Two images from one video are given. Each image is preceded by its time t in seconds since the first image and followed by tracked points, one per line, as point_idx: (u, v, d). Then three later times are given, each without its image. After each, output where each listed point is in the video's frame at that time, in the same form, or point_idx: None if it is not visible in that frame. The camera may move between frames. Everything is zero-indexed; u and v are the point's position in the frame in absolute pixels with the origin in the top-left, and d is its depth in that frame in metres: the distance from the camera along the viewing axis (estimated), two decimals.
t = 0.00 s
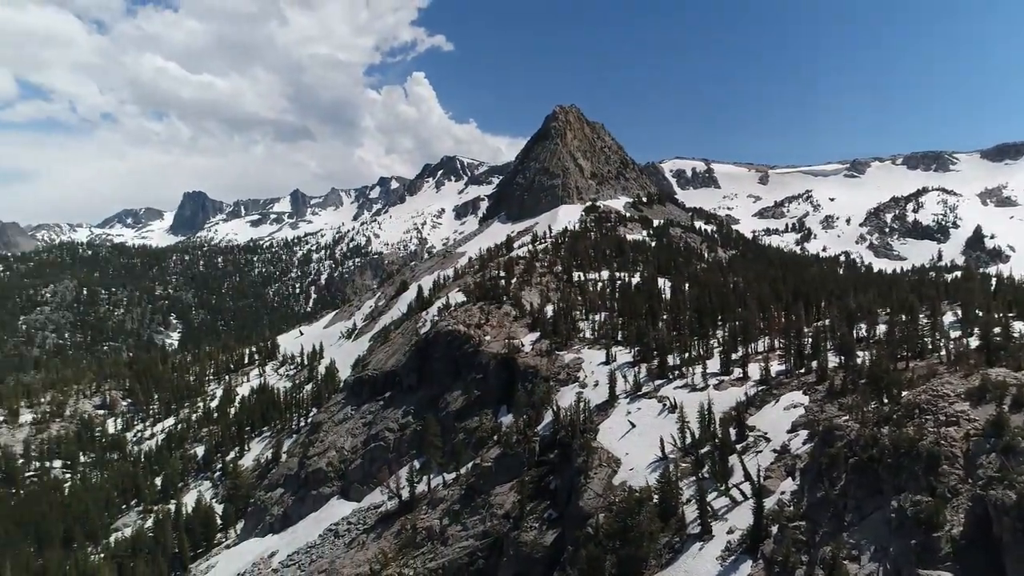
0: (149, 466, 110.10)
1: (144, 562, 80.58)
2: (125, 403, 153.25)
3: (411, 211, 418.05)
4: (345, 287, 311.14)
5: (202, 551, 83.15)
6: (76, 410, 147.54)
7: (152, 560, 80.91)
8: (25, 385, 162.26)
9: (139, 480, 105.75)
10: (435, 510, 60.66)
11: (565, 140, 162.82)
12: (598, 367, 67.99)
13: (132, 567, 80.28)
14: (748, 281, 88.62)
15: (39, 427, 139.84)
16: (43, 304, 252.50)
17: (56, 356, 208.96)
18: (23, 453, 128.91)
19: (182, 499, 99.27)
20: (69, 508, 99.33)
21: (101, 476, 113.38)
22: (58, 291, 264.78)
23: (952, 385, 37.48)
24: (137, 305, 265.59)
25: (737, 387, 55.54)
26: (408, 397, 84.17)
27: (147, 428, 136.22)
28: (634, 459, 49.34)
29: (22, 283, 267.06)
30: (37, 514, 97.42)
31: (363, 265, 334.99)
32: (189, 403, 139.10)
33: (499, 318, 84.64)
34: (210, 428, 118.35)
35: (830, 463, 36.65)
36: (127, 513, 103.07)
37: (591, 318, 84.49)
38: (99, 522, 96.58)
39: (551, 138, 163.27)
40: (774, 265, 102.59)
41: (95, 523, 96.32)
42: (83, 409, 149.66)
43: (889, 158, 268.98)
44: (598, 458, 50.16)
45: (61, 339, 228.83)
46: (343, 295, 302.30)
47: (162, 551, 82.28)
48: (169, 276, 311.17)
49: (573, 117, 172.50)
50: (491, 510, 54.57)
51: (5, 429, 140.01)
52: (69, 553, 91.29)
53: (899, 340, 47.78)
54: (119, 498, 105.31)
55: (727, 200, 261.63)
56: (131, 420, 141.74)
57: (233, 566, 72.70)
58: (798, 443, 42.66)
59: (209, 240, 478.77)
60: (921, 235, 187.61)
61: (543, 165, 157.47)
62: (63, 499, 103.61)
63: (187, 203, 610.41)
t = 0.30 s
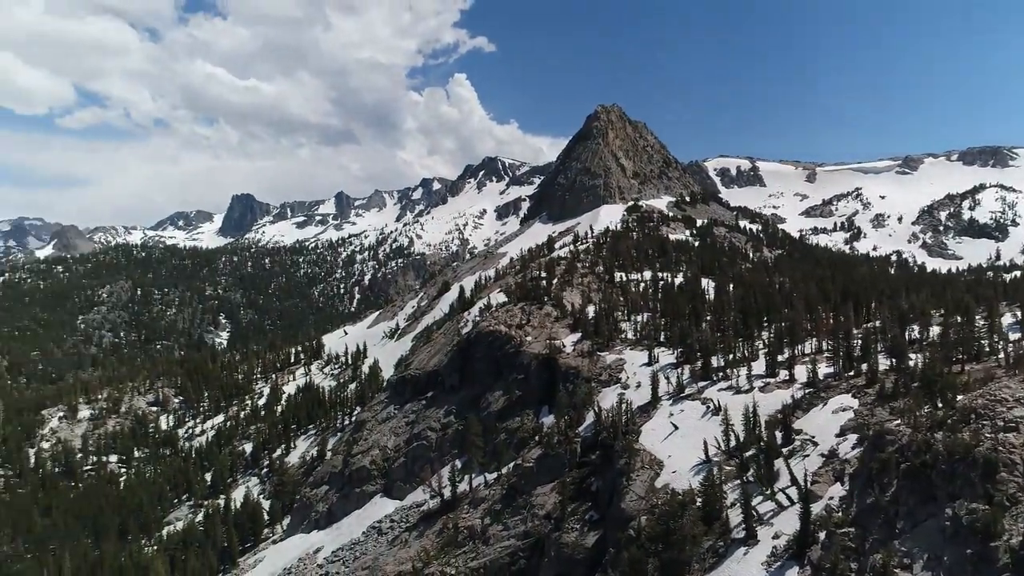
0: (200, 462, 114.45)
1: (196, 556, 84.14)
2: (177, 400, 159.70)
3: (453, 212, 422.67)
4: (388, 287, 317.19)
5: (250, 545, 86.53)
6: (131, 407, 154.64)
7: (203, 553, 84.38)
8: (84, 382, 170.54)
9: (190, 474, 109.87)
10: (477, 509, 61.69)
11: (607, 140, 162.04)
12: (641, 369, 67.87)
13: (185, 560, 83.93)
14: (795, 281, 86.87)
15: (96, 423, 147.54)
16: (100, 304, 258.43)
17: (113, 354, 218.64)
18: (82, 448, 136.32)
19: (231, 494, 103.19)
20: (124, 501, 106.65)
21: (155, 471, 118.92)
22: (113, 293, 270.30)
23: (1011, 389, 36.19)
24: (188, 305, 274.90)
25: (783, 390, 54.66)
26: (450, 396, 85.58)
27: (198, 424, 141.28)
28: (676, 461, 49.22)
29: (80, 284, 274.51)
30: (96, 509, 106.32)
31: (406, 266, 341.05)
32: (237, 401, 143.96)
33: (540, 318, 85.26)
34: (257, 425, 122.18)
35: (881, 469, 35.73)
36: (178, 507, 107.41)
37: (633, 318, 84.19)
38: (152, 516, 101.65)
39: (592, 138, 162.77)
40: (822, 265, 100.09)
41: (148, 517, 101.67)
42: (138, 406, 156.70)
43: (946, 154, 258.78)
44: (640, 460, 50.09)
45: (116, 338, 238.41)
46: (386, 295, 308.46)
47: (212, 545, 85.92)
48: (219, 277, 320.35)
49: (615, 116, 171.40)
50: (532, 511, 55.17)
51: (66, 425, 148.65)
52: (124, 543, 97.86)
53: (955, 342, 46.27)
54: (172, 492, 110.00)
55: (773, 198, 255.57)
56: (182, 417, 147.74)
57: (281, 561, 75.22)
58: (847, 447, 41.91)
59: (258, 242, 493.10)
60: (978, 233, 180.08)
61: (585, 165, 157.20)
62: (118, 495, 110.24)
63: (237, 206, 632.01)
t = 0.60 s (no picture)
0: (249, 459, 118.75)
1: (247, 550, 87.92)
2: (227, 397, 165.56)
3: (495, 213, 425.65)
4: (431, 287, 321.96)
5: (297, 541, 89.67)
6: (185, 402, 160.96)
7: (252, 548, 88.40)
8: (141, 380, 178.04)
9: (240, 471, 114.72)
10: (519, 509, 62.38)
11: (651, 139, 160.53)
12: (685, 370, 67.36)
13: (235, 555, 87.42)
14: (845, 282, 84.67)
15: (152, 418, 153.58)
16: (155, 304, 265.92)
17: (168, 352, 227.64)
18: (138, 442, 141.96)
19: (279, 491, 107.06)
20: (179, 494, 110.55)
21: (207, 465, 123.61)
22: (167, 293, 277.93)
23: None
24: (238, 305, 283.69)
25: (833, 393, 53.52)
26: (493, 396, 86.66)
27: (248, 421, 146.45)
28: (722, 464, 48.84)
29: (137, 284, 282.75)
30: (151, 501, 110.11)
31: (449, 267, 345.85)
32: (285, 400, 148.97)
33: (583, 319, 85.52)
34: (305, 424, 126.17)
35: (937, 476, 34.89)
36: (229, 502, 111.85)
37: (678, 319, 83.47)
38: (204, 511, 105.51)
39: (636, 137, 161.48)
40: (874, 265, 97.10)
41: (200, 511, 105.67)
42: (191, 402, 162.91)
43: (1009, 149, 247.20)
44: (685, 462, 49.79)
45: (170, 336, 247.82)
46: (429, 295, 313.50)
47: (262, 541, 89.22)
48: (268, 277, 327.92)
49: (660, 115, 169.29)
50: (576, 512, 55.52)
51: (123, 421, 154.53)
52: (178, 535, 102.09)
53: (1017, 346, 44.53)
54: (223, 488, 114.50)
55: (823, 196, 248.30)
56: (233, 414, 153.06)
57: (327, 556, 77.83)
58: (901, 453, 40.99)
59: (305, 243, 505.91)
60: None
61: (628, 164, 156.24)
62: (172, 489, 114.09)
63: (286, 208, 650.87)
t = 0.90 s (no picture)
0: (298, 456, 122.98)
1: (298, 544, 91.17)
2: (277, 395, 171.32)
3: (539, 213, 426.80)
4: (476, 288, 325.56)
5: (344, 537, 92.78)
6: (238, 399, 167.47)
7: (302, 544, 91.24)
8: (196, 377, 185.67)
9: (290, 467, 118.85)
10: (563, 510, 63.01)
11: (698, 137, 158.21)
12: (733, 372, 66.59)
13: (285, 549, 90.75)
14: (902, 282, 81.98)
15: (206, 415, 160.03)
16: (209, 304, 275.08)
17: (221, 351, 236.24)
18: (193, 438, 147.99)
19: (327, 487, 110.73)
20: (232, 489, 115.06)
21: (258, 462, 128.48)
22: (220, 293, 287.23)
23: None
24: (288, 305, 292.45)
25: (888, 397, 52.16)
26: (538, 397, 87.53)
27: (297, 419, 151.61)
28: (771, 469, 48.26)
29: (192, 284, 292.63)
30: (205, 495, 115.13)
31: (494, 267, 349.42)
32: (333, 399, 153.76)
33: (628, 320, 85.51)
34: (352, 421, 130.01)
35: (999, 484, 33.84)
36: (279, 498, 116.06)
37: (725, 320, 82.41)
38: (256, 506, 109.77)
39: (682, 136, 159.42)
40: (933, 264, 93.60)
41: (252, 506, 110.09)
42: (243, 399, 169.29)
43: None
44: (733, 466, 49.42)
45: (224, 335, 257.19)
46: (474, 296, 317.33)
47: (310, 535, 92.35)
48: (316, 278, 335.68)
49: (707, 112, 166.48)
50: (620, 514, 55.72)
51: (179, 417, 160.92)
52: (231, 529, 106.62)
53: None
54: (273, 484, 118.78)
55: (878, 194, 239.78)
56: (283, 412, 158.30)
57: (374, 553, 80.11)
58: (960, 460, 39.82)
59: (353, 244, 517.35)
60: None
61: (674, 164, 154.62)
62: (224, 484, 118.72)
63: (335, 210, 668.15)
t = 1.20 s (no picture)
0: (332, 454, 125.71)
1: (331, 541, 93.17)
2: (311, 395, 175.16)
3: (571, 213, 426.31)
4: (507, 288, 327.30)
5: (377, 535, 94.58)
6: (273, 398, 171.70)
7: (335, 540, 93.31)
8: (233, 375, 190.92)
9: (323, 466, 121.55)
10: (595, 512, 63.25)
11: (732, 136, 156.27)
12: (767, 374, 65.94)
13: (319, 546, 92.89)
14: (944, 282, 79.95)
15: (243, 413, 164.54)
16: (245, 304, 282.14)
17: (257, 350, 242.28)
18: (230, 435, 152.38)
19: (360, 486, 112.98)
20: (267, 486, 118.14)
21: (293, 459, 131.63)
22: (256, 293, 293.94)
23: None
24: (322, 305, 298.01)
25: (929, 400, 51.12)
26: (569, 398, 87.93)
27: (331, 418, 154.77)
28: (807, 472, 47.76)
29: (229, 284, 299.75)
30: (242, 492, 118.49)
31: (525, 267, 350.85)
32: (366, 398, 156.54)
33: (661, 321, 85.30)
34: (385, 421, 132.34)
35: None
36: (313, 495, 118.75)
37: (760, 321, 81.51)
38: (290, 503, 112.59)
39: (716, 135, 157.66)
40: (977, 264, 90.95)
41: (287, 503, 112.99)
42: (278, 398, 173.59)
43: None
44: (767, 469, 49.05)
45: (260, 335, 263.62)
46: (504, 296, 319.14)
47: (343, 532, 94.28)
48: (349, 279, 340.73)
49: (741, 111, 164.20)
50: (652, 517, 55.74)
51: (216, 415, 165.49)
52: (266, 526, 109.57)
53: None
54: (307, 481, 121.60)
55: (920, 191, 233.17)
56: (316, 411, 161.62)
57: (406, 551, 81.53)
58: (1005, 466, 38.91)
59: (386, 245, 524.08)
60: None
61: (708, 163, 153.08)
62: (259, 481, 121.96)
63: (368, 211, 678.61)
